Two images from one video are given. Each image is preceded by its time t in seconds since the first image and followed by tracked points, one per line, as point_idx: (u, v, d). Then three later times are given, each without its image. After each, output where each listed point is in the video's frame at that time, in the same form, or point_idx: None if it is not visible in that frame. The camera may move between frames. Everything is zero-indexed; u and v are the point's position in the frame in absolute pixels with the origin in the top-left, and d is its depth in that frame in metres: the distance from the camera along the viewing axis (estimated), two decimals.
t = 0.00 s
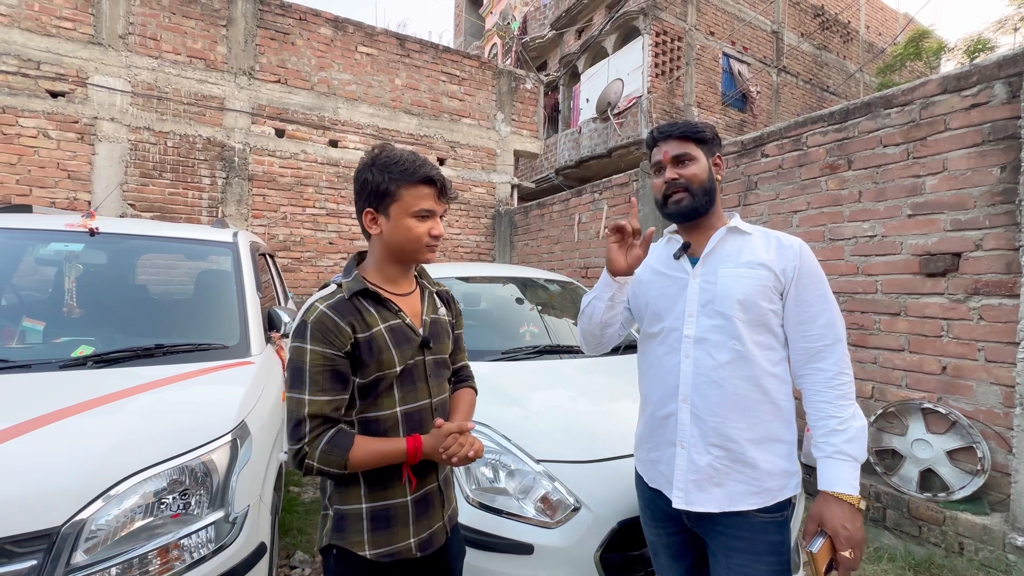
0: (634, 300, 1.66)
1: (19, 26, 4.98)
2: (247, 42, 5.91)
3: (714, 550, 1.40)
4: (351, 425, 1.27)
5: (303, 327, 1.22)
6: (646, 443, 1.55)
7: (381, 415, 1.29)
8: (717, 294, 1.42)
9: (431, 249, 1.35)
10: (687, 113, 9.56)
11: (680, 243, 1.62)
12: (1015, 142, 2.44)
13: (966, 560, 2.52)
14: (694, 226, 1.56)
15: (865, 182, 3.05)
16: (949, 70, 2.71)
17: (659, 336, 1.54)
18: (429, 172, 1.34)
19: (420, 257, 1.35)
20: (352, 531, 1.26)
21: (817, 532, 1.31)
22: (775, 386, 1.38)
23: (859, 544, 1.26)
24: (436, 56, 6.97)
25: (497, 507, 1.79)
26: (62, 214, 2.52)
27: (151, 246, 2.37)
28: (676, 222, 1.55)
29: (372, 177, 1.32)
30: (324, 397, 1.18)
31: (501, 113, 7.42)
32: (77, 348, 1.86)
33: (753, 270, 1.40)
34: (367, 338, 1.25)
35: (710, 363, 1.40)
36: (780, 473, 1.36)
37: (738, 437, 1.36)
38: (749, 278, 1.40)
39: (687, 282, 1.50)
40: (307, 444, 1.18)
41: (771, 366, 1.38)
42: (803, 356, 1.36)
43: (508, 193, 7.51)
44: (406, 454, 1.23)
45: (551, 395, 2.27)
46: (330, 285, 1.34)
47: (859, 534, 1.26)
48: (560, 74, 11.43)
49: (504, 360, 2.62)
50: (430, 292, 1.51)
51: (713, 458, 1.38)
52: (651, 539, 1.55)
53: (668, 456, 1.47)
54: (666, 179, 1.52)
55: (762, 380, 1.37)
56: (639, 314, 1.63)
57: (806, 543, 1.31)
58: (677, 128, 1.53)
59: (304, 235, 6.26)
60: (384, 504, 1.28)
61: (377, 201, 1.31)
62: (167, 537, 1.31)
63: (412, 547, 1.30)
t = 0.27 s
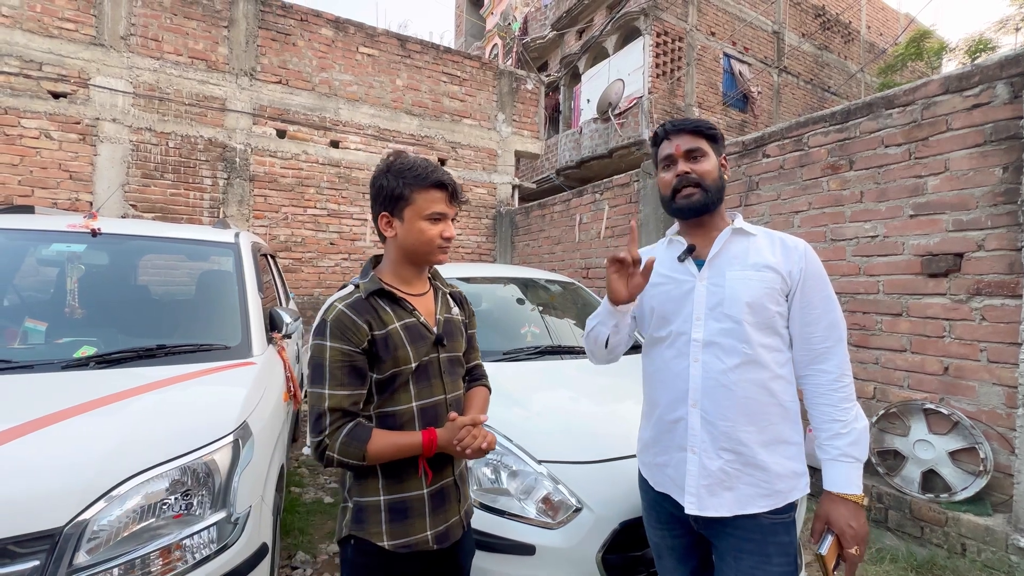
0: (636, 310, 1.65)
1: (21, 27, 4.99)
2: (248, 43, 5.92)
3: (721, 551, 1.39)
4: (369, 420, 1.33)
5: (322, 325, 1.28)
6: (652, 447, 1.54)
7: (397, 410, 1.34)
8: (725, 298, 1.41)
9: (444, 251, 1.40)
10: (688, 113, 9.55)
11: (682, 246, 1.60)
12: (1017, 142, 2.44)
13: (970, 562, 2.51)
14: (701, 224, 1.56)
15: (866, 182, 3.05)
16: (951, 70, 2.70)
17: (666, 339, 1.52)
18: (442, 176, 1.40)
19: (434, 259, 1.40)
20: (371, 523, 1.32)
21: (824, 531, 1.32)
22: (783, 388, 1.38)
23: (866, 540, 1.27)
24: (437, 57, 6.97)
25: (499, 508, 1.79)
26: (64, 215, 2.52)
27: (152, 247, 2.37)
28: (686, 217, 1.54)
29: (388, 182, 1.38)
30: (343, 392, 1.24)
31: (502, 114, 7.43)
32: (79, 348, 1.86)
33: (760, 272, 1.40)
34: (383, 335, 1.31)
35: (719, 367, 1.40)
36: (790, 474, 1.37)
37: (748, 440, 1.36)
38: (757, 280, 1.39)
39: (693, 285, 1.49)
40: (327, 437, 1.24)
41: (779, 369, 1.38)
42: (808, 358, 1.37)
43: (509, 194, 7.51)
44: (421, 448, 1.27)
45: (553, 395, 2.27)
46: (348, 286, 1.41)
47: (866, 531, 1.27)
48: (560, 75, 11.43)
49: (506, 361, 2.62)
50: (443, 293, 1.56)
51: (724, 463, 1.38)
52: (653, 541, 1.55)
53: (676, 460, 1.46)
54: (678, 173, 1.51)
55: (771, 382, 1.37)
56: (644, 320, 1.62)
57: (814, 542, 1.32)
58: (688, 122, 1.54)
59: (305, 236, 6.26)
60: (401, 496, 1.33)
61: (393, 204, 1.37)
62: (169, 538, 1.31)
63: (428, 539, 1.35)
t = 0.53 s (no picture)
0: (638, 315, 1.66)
1: (22, 28, 4.99)
2: (249, 43, 5.93)
3: (723, 553, 1.40)
4: (380, 416, 1.40)
5: (337, 324, 1.35)
6: (653, 449, 1.53)
7: (407, 407, 1.41)
8: (726, 300, 1.41)
9: (454, 253, 1.47)
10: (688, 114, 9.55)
11: (682, 247, 1.61)
12: (1017, 143, 2.43)
13: (971, 563, 2.51)
14: (696, 224, 1.56)
15: (866, 182, 3.05)
16: (951, 71, 2.70)
17: (667, 342, 1.52)
18: (452, 181, 1.47)
19: (444, 261, 1.46)
20: (380, 515, 1.38)
21: (845, 531, 1.33)
22: (784, 390, 1.38)
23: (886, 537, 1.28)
24: (437, 57, 6.97)
25: (500, 508, 1.80)
26: (65, 216, 2.53)
27: (153, 247, 2.37)
28: (679, 218, 1.54)
29: (400, 187, 1.44)
30: (355, 388, 1.31)
31: (502, 114, 7.43)
32: (80, 349, 1.86)
33: (761, 274, 1.40)
34: (395, 334, 1.38)
35: (720, 370, 1.40)
36: (791, 476, 1.37)
37: (750, 443, 1.36)
38: (757, 282, 1.39)
39: (693, 287, 1.48)
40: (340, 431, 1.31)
41: (781, 371, 1.38)
42: (811, 359, 1.37)
43: (509, 194, 7.51)
44: (428, 444, 1.33)
45: (554, 396, 2.28)
46: (363, 287, 1.49)
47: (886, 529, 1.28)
48: (561, 75, 11.43)
49: (506, 361, 2.63)
50: (454, 295, 1.64)
51: (725, 466, 1.38)
52: (655, 541, 1.55)
53: (677, 463, 1.46)
54: (669, 175, 1.52)
55: (772, 385, 1.37)
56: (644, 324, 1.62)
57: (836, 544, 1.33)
58: (686, 124, 1.53)
59: (305, 236, 6.26)
60: (410, 491, 1.39)
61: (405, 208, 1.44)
62: (170, 539, 1.31)
63: (435, 533, 1.40)
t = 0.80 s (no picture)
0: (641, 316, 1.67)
1: (22, 28, 4.99)
2: (248, 43, 5.93)
3: (721, 552, 1.40)
4: (385, 411, 1.43)
5: (347, 321, 1.39)
6: (651, 447, 1.55)
7: (412, 404, 1.44)
8: (719, 300, 1.41)
9: (462, 255, 1.49)
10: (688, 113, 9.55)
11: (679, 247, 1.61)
12: (1017, 142, 2.44)
13: (971, 561, 2.51)
14: (689, 229, 1.56)
15: (866, 182, 3.05)
16: (951, 70, 2.70)
17: (663, 341, 1.53)
18: (461, 183, 1.49)
19: (453, 263, 1.49)
20: (383, 508, 1.41)
21: (835, 539, 1.32)
22: (780, 390, 1.38)
23: (877, 549, 1.27)
24: (437, 57, 6.97)
25: (500, 507, 1.80)
26: (65, 216, 2.53)
27: (153, 247, 2.37)
28: (665, 228, 1.56)
29: (411, 189, 1.47)
30: (362, 383, 1.35)
31: (502, 114, 7.43)
32: (81, 349, 1.87)
33: (756, 274, 1.39)
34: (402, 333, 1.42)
35: (714, 370, 1.40)
36: (788, 477, 1.37)
37: (744, 443, 1.37)
38: (752, 282, 1.39)
39: (688, 288, 1.49)
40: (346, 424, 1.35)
41: (777, 371, 1.38)
42: (810, 360, 1.36)
43: (509, 194, 7.51)
44: (431, 440, 1.37)
45: (554, 395, 2.28)
46: (373, 286, 1.52)
47: (878, 540, 1.26)
48: (561, 75, 11.43)
49: (505, 361, 2.63)
50: (462, 296, 1.66)
51: (718, 465, 1.39)
52: (655, 540, 1.56)
53: (672, 462, 1.47)
54: (649, 190, 1.54)
55: (767, 385, 1.37)
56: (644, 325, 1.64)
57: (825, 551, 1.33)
58: (659, 135, 1.50)
59: (305, 236, 6.27)
60: (412, 485, 1.42)
61: (415, 209, 1.47)
62: (170, 538, 1.31)
63: (435, 528, 1.42)
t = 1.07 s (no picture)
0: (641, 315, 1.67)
1: (23, 28, 5.00)
2: (249, 43, 5.93)
3: (718, 549, 1.40)
4: (389, 408, 1.44)
5: (353, 319, 1.41)
6: (648, 444, 1.56)
7: (415, 401, 1.45)
8: (715, 299, 1.42)
9: (466, 257, 1.50)
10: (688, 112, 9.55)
11: (678, 247, 1.62)
12: (1018, 140, 2.43)
13: (971, 559, 2.51)
14: (687, 229, 1.56)
15: (866, 181, 3.05)
16: (951, 68, 2.70)
17: (660, 340, 1.54)
18: (469, 187, 1.50)
19: (457, 265, 1.50)
20: (385, 503, 1.42)
21: (808, 538, 1.30)
22: (775, 389, 1.38)
23: (850, 552, 1.25)
24: (437, 56, 6.96)
25: (499, 506, 1.80)
26: (66, 216, 2.53)
27: (154, 247, 2.38)
28: (664, 229, 1.56)
29: (420, 190, 1.49)
30: (366, 380, 1.36)
31: (502, 113, 7.42)
32: (82, 348, 1.87)
33: (751, 272, 1.39)
34: (406, 332, 1.42)
35: (709, 368, 1.41)
36: (782, 475, 1.37)
37: (738, 441, 1.37)
38: (746, 281, 1.39)
39: (684, 286, 1.50)
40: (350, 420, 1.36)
41: (772, 370, 1.38)
42: (805, 359, 1.36)
43: (510, 193, 7.51)
44: (433, 438, 1.37)
45: (554, 394, 2.28)
46: (379, 285, 1.53)
47: (853, 543, 1.25)
48: (561, 74, 11.43)
49: (505, 360, 2.63)
50: (467, 296, 1.67)
51: (712, 463, 1.39)
52: (655, 537, 1.56)
53: (668, 459, 1.48)
54: (648, 191, 1.54)
55: (762, 383, 1.37)
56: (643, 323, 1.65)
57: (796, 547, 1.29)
58: (657, 135, 1.50)
59: (305, 235, 6.27)
60: (413, 481, 1.43)
61: (422, 210, 1.48)
62: (171, 537, 1.32)
63: (435, 523, 1.43)
